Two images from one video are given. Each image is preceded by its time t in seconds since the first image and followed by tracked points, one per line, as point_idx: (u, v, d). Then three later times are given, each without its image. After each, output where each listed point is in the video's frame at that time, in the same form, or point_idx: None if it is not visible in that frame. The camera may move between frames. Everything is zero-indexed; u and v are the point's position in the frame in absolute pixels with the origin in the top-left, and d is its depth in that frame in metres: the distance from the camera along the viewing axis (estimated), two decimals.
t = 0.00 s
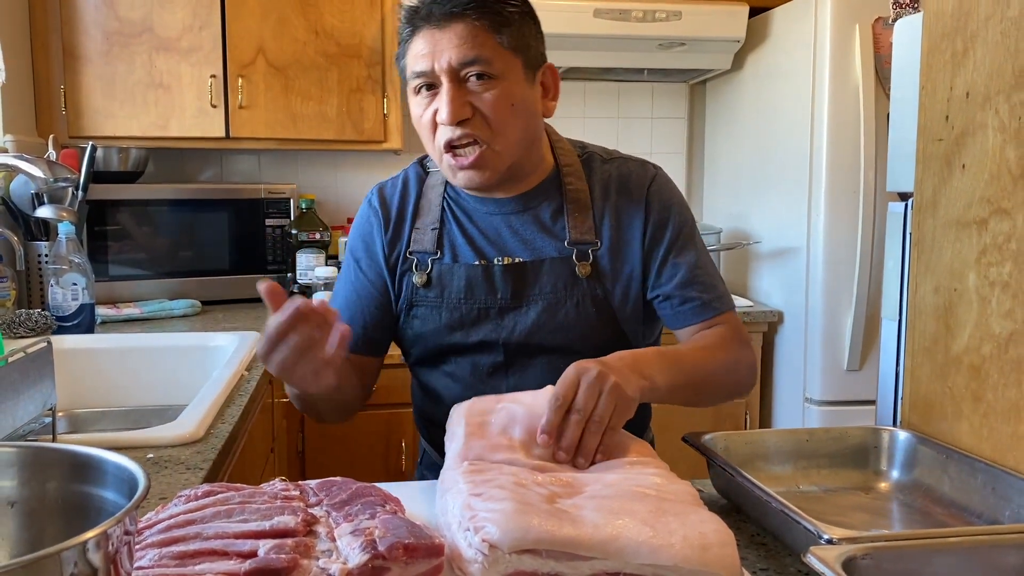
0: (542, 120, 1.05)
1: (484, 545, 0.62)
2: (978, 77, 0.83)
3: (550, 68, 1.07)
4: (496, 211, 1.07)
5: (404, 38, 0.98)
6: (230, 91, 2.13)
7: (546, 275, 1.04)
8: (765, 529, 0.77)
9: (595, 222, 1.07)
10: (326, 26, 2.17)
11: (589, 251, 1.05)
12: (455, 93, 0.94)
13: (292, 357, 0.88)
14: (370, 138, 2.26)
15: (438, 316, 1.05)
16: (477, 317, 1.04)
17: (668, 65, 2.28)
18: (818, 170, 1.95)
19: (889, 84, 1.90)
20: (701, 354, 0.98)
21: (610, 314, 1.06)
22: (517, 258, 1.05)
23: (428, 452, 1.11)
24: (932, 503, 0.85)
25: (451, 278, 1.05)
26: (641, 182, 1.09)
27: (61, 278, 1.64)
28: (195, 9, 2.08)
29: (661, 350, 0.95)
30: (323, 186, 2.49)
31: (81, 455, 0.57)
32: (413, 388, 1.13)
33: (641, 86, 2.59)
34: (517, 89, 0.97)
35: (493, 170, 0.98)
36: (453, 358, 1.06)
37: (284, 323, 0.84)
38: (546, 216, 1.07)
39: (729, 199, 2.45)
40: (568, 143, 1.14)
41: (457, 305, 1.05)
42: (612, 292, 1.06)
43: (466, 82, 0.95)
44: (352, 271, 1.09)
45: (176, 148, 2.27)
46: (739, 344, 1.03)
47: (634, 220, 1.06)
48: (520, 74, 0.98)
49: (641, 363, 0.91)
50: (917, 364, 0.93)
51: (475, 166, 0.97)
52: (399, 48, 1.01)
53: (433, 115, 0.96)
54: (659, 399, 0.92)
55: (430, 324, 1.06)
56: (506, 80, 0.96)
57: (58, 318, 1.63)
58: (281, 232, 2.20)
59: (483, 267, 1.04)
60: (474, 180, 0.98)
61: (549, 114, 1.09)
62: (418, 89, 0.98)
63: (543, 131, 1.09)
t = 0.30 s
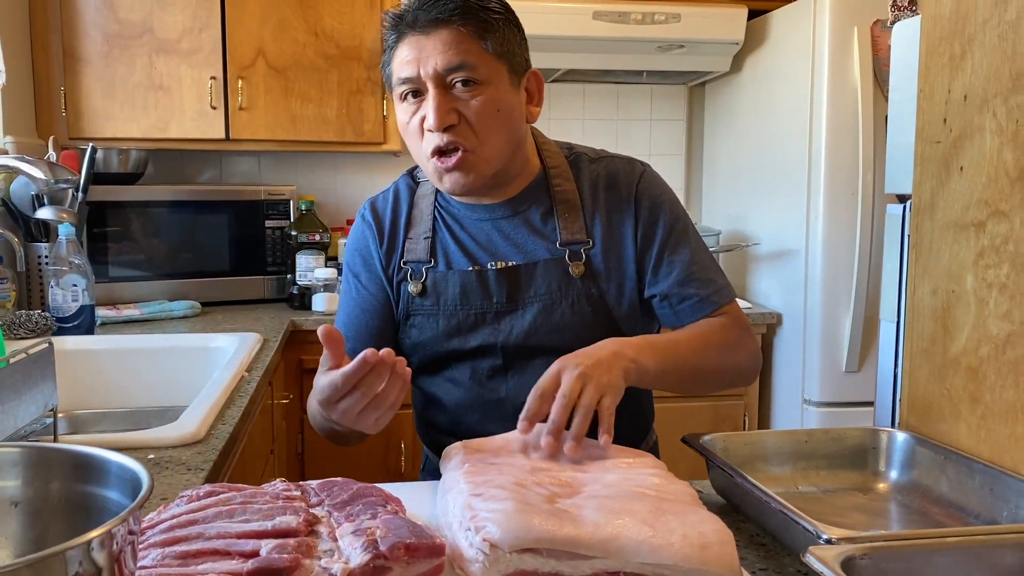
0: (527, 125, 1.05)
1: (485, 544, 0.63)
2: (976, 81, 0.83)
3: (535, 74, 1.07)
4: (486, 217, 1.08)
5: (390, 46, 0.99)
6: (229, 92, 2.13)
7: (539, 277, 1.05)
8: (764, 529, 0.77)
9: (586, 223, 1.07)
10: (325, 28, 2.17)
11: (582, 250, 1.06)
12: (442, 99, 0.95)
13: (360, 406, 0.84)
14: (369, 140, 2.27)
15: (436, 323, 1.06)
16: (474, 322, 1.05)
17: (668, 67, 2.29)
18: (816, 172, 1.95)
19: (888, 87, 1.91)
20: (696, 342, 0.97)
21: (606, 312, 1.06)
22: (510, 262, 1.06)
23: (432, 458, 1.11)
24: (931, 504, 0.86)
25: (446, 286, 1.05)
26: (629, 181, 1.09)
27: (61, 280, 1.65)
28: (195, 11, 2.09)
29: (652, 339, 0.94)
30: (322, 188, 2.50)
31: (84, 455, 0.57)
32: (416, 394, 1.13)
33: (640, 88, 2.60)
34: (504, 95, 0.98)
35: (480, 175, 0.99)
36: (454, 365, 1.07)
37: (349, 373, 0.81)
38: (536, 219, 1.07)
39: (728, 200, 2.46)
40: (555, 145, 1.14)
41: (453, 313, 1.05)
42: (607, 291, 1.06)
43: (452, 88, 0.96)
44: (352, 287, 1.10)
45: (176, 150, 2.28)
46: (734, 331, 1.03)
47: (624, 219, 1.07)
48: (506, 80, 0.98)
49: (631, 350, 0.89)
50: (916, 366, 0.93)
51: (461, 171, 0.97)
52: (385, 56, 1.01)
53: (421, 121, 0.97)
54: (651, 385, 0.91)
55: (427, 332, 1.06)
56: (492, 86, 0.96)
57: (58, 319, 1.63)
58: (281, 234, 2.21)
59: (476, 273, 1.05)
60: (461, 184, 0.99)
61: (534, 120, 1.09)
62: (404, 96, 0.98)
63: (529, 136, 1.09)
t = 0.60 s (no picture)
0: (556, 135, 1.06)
1: (486, 548, 0.63)
2: (975, 85, 0.84)
3: (569, 86, 1.08)
4: (501, 218, 1.08)
5: (430, 38, 0.99)
6: (229, 95, 2.14)
7: (549, 283, 1.05)
8: (764, 532, 0.77)
9: (600, 231, 1.08)
10: (325, 30, 2.18)
11: (594, 260, 1.06)
12: (480, 96, 0.95)
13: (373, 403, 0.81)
14: (369, 142, 2.27)
15: (442, 321, 1.06)
16: (480, 324, 1.05)
17: (667, 70, 2.29)
18: (815, 175, 1.96)
19: (887, 90, 1.91)
20: (692, 374, 0.98)
21: (613, 322, 1.06)
22: (522, 266, 1.06)
23: (429, 460, 1.11)
24: (930, 507, 0.86)
25: (455, 285, 1.06)
26: (645, 195, 1.10)
27: (61, 282, 1.64)
28: (195, 13, 2.09)
29: (650, 375, 0.95)
30: (322, 190, 2.50)
31: (86, 458, 0.57)
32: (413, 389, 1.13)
33: (639, 90, 2.60)
34: (540, 100, 0.99)
35: (504, 178, 0.99)
36: (457, 365, 1.07)
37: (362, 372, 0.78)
38: (551, 223, 1.08)
39: (727, 203, 2.46)
40: (575, 153, 1.15)
41: (461, 314, 1.05)
42: (615, 301, 1.06)
43: (490, 88, 0.96)
44: (358, 272, 1.09)
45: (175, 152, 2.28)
46: (734, 358, 1.03)
47: (638, 230, 1.07)
48: (543, 87, 1.00)
49: (629, 387, 0.91)
50: (915, 369, 0.94)
51: (487, 172, 0.98)
52: (422, 48, 1.02)
53: (454, 115, 0.97)
54: (651, 419, 0.93)
55: (433, 330, 1.06)
56: (530, 90, 0.97)
57: (57, 322, 1.63)
58: (280, 236, 2.21)
59: (487, 274, 1.05)
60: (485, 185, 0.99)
61: (563, 131, 1.10)
62: (440, 88, 0.98)
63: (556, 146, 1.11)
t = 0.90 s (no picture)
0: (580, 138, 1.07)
1: (487, 550, 0.63)
2: (976, 87, 0.84)
3: (594, 91, 1.09)
4: (514, 219, 1.08)
5: (462, 34, 0.98)
6: (229, 96, 2.14)
7: (561, 287, 1.05)
8: (765, 534, 0.77)
9: (612, 235, 1.08)
10: (325, 32, 2.18)
11: (606, 264, 1.06)
12: (513, 100, 0.95)
13: (399, 373, 0.79)
14: (368, 144, 2.27)
15: (452, 320, 1.06)
16: (491, 325, 1.04)
17: (666, 72, 2.29)
18: (815, 178, 1.96)
19: (886, 93, 1.91)
20: (685, 386, 0.98)
21: (622, 326, 1.06)
22: (535, 268, 1.06)
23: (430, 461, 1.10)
24: (930, 510, 0.86)
25: (467, 285, 1.05)
26: (657, 200, 1.10)
27: (60, 284, 1.64)
28: (195, 15, 2.09)
29: (640, 388, 0.95)
30: (321, 192, 2.50)
31: (86, 460, 0.57)
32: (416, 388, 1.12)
33: (638, 93, 2.60)
34: (570, 106, 0.99)
35: (531, 181, 1.00)
36: (464, 364, 1.06)
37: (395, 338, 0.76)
38: (565, 225, 1.08)
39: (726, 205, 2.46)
40: (588, 156, 1.15)
41: (471, 314, 1.05)
42: (625, 304, 1.06)
43: (524, 91, 0.96)
44: (369, 265, 1.08)
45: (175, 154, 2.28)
46: (727, 373, 1.03)
47: (649, 234, 1.07)
48: (573, 92, 1.00)
49: (618, 400, 0.91)
50: (916, 371, 0.94)
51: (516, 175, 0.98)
52: (451, 44, 1.01)
53: (486, 116, 0.97)
54: (642, 432, 0.93)
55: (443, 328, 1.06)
56: (562, 96, 0.98)
57: (56, 324, 1.63)
58: (280, 238, 2.20)
59: (500, 275, 1.05)
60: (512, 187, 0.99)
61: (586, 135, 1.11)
62: (470, 88, 0.98)
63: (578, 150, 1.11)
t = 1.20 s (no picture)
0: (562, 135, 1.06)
1: (487, 553, 0.63)
2: (976, 89, 0.84)
3: (571, 86, 1.09)
4: (510, 223, 1.08)
5: (433, 44, 0.99)
6: (229, 99, 2.14)
7: (561, 288, 1.05)
8: (765, 538, 0.77)
9: (607, 233, 1.07)
10: (324, 35, 2.18)
11: (603, 262, 1.06)
12: (490, 99, 0.95)
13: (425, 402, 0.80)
14: (368, 146, 2.27)
15: (453, 328, 1.05)
16: (492, 329, 1.05)
17: (665, 75, 2.29)
18: (814, 181, 1.96)
19: (885, 96, 1.92)
20: (685, 362, 0.97)
21: (623, 324, 1.06)
22: (533, 271, 1.06)
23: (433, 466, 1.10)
24: (931, 513, 0.86)
25: (466, 291, 1.05)
26: (648, 196, 1.10)
27: (59, 286, 1.64)
28: (194, 18, 2.09)
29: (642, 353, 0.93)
30: (320, 195, 2.50)
31: (85, 463, 0.57)
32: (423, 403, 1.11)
33: (638, 95, 2.60)
34: (549, 102, 0.99)
35: (518, 181, 0.99)
36: (469, 372, 1.06)
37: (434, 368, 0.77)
38: (560, 227, 1.08)
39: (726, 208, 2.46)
40: (577, 157, 1.15)
41: (473, 319, 1.05)
42: (625, 302, 1.06)
43: (500, 90, 0.97)
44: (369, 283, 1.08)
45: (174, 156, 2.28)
46: (722, 358, 1.02)
47: (642, 229, 1.08)
48: (550, 88, 1.00)
49: (621, 361, 0.88)
50: (916, 373, 0.93)
51: (502, 175, 0.98)
52: (425, 56, 1.01)
53: (465, 120, 0.97)
54: (637, 398, 0.90)
55: (444, 337, 1.06)
56: (539, 91, 0.98)
57: (55, 326, 1.63)
58: (279, 240, 2.20)
59: (498, 280, 1.05)
60: (500, 189, 0.99)
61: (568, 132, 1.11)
62: (447, 95, 0.98)
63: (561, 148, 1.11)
